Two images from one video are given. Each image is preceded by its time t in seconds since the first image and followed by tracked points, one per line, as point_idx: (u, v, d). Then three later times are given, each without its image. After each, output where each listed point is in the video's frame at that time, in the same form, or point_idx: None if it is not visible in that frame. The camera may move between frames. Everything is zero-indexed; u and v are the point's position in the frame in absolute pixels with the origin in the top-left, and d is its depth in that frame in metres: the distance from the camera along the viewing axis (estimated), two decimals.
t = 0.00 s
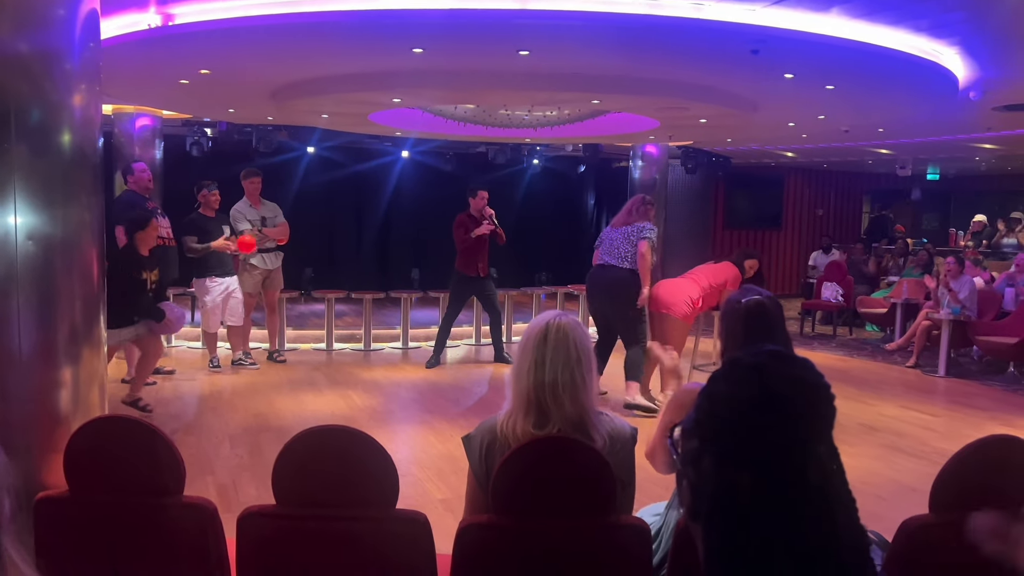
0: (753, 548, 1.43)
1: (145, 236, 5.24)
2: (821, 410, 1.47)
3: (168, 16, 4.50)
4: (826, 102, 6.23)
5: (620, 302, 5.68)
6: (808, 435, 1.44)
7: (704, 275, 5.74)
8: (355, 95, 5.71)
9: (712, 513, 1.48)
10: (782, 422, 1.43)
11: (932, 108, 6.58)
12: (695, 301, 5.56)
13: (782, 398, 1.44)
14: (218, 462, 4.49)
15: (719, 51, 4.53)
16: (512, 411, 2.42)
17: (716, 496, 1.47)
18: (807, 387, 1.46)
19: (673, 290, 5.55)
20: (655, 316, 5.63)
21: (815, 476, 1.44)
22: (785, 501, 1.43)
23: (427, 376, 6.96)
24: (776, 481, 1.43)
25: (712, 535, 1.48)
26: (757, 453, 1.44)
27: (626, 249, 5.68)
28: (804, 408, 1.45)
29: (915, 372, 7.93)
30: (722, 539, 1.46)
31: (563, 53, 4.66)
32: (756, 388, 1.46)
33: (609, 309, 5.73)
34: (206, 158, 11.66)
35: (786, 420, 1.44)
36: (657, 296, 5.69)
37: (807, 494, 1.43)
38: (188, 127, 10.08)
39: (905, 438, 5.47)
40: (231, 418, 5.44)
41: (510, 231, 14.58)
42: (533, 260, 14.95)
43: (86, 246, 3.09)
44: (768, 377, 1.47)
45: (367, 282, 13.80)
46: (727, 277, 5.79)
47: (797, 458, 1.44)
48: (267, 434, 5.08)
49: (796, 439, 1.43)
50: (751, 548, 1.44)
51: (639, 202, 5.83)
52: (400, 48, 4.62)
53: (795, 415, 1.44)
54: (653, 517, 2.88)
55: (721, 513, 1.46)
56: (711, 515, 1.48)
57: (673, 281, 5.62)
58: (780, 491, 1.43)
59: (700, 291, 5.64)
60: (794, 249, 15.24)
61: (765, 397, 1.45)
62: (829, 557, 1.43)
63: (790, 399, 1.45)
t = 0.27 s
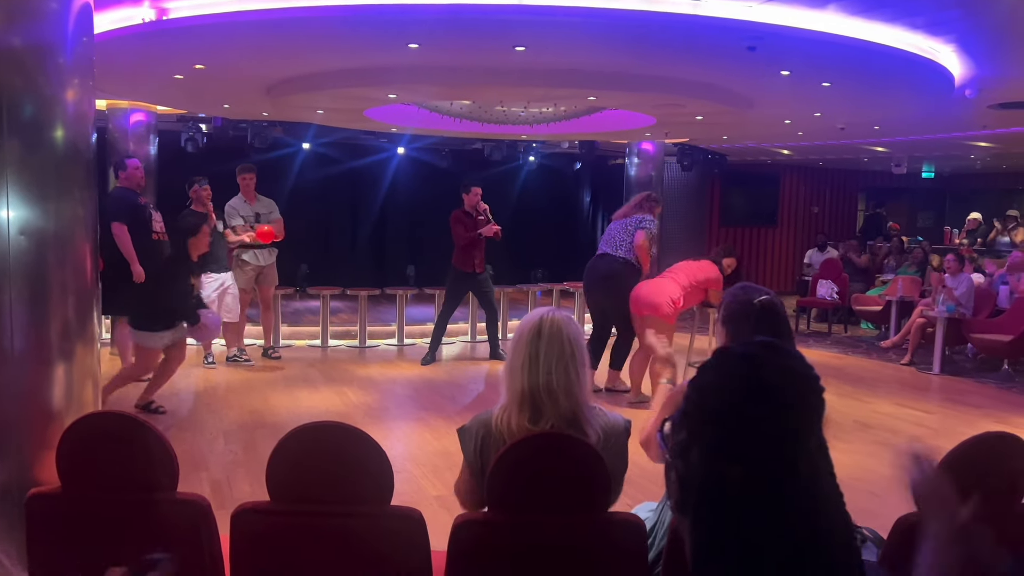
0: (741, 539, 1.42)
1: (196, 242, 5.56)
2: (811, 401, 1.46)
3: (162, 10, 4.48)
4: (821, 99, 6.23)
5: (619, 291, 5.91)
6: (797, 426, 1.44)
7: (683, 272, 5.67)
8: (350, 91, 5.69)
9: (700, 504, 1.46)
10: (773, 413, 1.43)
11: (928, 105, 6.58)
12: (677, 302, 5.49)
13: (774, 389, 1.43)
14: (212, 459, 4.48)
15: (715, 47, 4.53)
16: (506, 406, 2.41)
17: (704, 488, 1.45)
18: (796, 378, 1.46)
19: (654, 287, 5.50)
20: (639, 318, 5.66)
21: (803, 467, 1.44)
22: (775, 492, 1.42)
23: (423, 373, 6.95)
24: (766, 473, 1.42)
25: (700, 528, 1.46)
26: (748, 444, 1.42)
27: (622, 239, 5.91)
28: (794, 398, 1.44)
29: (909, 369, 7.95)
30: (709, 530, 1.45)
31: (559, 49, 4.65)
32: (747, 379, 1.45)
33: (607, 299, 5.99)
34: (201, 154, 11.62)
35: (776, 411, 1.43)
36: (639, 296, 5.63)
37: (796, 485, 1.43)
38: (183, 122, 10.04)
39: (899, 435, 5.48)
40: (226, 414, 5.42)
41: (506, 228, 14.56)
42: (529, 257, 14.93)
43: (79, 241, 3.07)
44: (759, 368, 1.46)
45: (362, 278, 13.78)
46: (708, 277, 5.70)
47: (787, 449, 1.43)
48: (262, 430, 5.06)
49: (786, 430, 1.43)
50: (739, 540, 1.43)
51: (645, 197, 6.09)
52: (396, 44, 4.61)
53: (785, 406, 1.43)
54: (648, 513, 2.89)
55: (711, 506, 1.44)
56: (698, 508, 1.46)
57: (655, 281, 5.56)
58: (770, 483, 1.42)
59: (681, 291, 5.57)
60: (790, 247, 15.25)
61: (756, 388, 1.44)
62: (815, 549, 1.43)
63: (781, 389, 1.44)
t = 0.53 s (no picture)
0: (744, 530, 1.33)
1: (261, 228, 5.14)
2: (825, 388, 1.37)
3: (157, 8, 4.45)
4: (817, 99, 6.23)
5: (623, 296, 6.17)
6: (807, 412, 1.35)
7: (669, 274, 5.65)
8: (347, 89, 5.67)
9: (704, 492, 1.38)
10: (781, 396, 1.34)
11: (924, 105, 6.59)
12: (661, 303, 5.50)
13: (783, 372, 1.35)
14: (208, 458, 4.46)
15: (712, 46, 4.54)
16: (503, 405, 2.41)
17: (708, 474, 1.37)
18: (810, 362, 1.37)
19: (637, 289, 5.54)
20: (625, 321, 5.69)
21: (811, 457, 1.35)
22: (781, 482, 1.33)
23: (419, 372, 6.95)
24: (773, 461, 1.33)
25: (702, 519, 1.38)
26: (753, 428, 1.34)
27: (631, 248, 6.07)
28: (806, 383, 1.35)
29: (905, 368, 7.96)
30: (711, 519, 1.37)
31: (556, 48, 4.66)
32: (757, 361, 1.36)
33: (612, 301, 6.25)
34: (197, 153, 11.59)
35: (784, 394, 1.34)
36: (623, 298, 5.66)
37: (804, 475, 1.34)
38: (178, 121, 10.01)
39: (895, 434, 5.49)
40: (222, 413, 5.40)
41: (503, 227, 14.55)
42: (525, 256, 14.93)
43: (74, 240, 3.06)
44: (769, 350, 1.38)
45: (358, 278, 13.76)
46: (694, 279, 5.66)
47: (795, 436, 1.34)
48: (258, 430, 5.04)
49: (795, 415, 1.34)
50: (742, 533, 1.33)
51: (655, 198, 6.11)
52: (393, 42, 4.60)
53: (796, 391, 1.35)
54: (645, 512, 2.87)
55: (714, 496, 1.36)
56: (702, 495, 1.38)
57: (640, 284, 5.58)
58: (777, 471, 1.34)
59: (667, 291, 5.58)
60: (786, 246, 15.27)
61: (766, 371, 1.35)
62: (824, 548, 1.33)
63: (791, 372, 1.35)
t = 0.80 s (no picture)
0: (750, 521, 1.35)
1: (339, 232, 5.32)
2: (837, 387, 1.39)
3: (153, 8, 4.44)
4: (813, 99, 6.24)
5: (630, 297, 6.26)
6: (818, 408, 1.36)
7: (665, 274, 5.65)
8: (343, 90, 5.66)
9: (713, 481, 1.39)
10: (794, 391, 1.35)
11: (920, 105, 6.60)
12: (657, 304, 5.53)
13: (799, 367, 1.36)
14: (204, 459, 4.45)
15: (708, 47, 4.54)
16: (499, 403, 2.40)
17: (719, 464, 1.38)
18: (824, 360, 1.39)
19: (634, 290, 5.54)
20: (620, 322, 5.69)
21: (818, 451, 1.37)
22: (789, 475, 1.35)
23: (415, 373, 6.94)
24: (783, 454, 1.35)
25: (708, 508, 1.39)
26: (765, 421, 1.35)
27: (641, 249, 6.12)
28: (819, 380, 1.37)
29: (900, 369, 7.98)
30: (717, 508, 1.38)
31: (551, 48, 4.65)
32: (772, 355, 1.38)
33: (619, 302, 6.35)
34: (192, 153, 11.56)
35: (798, 390, 1.35)
36: (619, 298, 5.67)
37: (812, 469, 1.36)
38: (173, 122, 9.98)
39: (891, 434, 5.50)
40: (218, 415, 5.39)
41: (498, 228, 14.54)
42: (521, 257, 14.92)
43: (69, 240, 3.04)
44: (784, 345, 1.39)
45: (354, 279, 13.74)
46: (690, 280, 5.68)
47: (805, 431, 1.36)
48: (254, 431, 5.03)
49: (807, 410, 1.36)
50: (748, 524, 1.35)
51: (669, 202, 6.13)
52: (389, 42, 4.59)
53: (809, 385, 1.36)
54: (642, 513, 2.86)
55: (722, 487, 1.37)
56: (710, 484, 1.40)
57: (636, 284, 5.58)
58: (786, 463, 1.35)
59: (662, 292, 5.59)
60: (781, 247, 15.29)
61: (782, 366, 1.36)
62: (825, 543, 1.35)
63: (805, 369, 1.36)
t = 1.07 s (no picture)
0: (737, 512, 1.32)
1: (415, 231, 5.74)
2: (825, 380, 1.37)
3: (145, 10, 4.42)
4: (805, 102, 6.26)
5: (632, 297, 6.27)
6: (807, 400, 1.35)
7: (664, 277, 5.65)
8: (336, 92, 5.65)
9: (698, 470, 1.37)
10: (782, 382, 1.34)
11: (912, 108, 6.63)
12: (653, 306, 5.52)
13: (787, 358, 1.35)
14: (196, 463, 4.42)
15: (700, 49, 4.55)
16: (491, 405, 2.40)
17: (705, 454, 1.37)
18: (811, 354, 1.38)
19: (631, 292, 5.53)
20: (616, 323, 5.71)
21: (807, 446, 1.34)
22: (778, 466, 1.32)
23: (409, 376, 6.93)
24: (772, 443, 1.33)
25: (693, 501, 1.36)
26: (752, 409, 1.34)
27: (640, 249, 6.11)
28: (807, 372, 1.36)
29: (893, 370, 8.01)
30: (703, 499, 1.36)
31: (545, 50, 4.66)
32: (761, 345, 1.37)
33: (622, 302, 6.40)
34: (184, 156, 11.52)
35: (787, 379, 1.34)
36: (615, 299, 5.67)
37: (800, 460, 1.33)
38: (166, 124, 9.95)
39: (884, 435, 5.52)
40: (211, 418, 5.37)
41: (493, 230, 14.55)
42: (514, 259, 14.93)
43: (61, 243, 3.03)
44: (773, 338, 1.39)
45: (347, 281, 13.73)
46: (688, 282, 5.69)
47: (794, 424, 1.34)
48: (247, 434, 5.02)
49: (796, 400, 1.34)
50: (734, 516, 1.32)
51: (678, 210, 6.04)
52: (382, 44, 4.59)
53: (798, 376, 1.35)
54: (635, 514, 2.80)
55: (707, 477, 1.35)
56: (696, 475, 1.37)
57: (633, 286, 5.58)
58: (774, 459, 1.32)
59: (659, 294, 5.59)
60: (774, 249, 15.33)
61: (768, 356, 1.36)
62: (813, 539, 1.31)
63: (793, 360, 1.36)
